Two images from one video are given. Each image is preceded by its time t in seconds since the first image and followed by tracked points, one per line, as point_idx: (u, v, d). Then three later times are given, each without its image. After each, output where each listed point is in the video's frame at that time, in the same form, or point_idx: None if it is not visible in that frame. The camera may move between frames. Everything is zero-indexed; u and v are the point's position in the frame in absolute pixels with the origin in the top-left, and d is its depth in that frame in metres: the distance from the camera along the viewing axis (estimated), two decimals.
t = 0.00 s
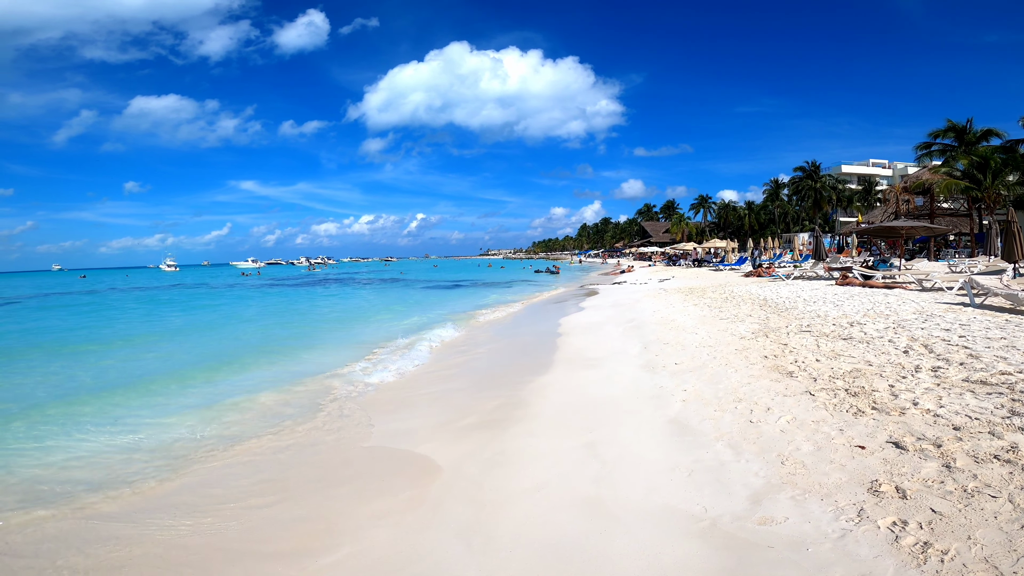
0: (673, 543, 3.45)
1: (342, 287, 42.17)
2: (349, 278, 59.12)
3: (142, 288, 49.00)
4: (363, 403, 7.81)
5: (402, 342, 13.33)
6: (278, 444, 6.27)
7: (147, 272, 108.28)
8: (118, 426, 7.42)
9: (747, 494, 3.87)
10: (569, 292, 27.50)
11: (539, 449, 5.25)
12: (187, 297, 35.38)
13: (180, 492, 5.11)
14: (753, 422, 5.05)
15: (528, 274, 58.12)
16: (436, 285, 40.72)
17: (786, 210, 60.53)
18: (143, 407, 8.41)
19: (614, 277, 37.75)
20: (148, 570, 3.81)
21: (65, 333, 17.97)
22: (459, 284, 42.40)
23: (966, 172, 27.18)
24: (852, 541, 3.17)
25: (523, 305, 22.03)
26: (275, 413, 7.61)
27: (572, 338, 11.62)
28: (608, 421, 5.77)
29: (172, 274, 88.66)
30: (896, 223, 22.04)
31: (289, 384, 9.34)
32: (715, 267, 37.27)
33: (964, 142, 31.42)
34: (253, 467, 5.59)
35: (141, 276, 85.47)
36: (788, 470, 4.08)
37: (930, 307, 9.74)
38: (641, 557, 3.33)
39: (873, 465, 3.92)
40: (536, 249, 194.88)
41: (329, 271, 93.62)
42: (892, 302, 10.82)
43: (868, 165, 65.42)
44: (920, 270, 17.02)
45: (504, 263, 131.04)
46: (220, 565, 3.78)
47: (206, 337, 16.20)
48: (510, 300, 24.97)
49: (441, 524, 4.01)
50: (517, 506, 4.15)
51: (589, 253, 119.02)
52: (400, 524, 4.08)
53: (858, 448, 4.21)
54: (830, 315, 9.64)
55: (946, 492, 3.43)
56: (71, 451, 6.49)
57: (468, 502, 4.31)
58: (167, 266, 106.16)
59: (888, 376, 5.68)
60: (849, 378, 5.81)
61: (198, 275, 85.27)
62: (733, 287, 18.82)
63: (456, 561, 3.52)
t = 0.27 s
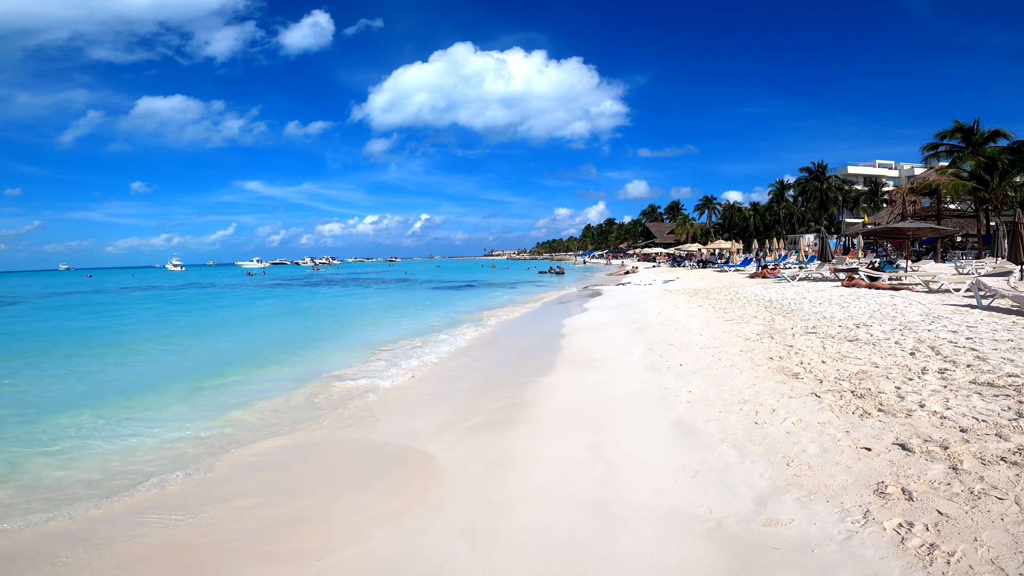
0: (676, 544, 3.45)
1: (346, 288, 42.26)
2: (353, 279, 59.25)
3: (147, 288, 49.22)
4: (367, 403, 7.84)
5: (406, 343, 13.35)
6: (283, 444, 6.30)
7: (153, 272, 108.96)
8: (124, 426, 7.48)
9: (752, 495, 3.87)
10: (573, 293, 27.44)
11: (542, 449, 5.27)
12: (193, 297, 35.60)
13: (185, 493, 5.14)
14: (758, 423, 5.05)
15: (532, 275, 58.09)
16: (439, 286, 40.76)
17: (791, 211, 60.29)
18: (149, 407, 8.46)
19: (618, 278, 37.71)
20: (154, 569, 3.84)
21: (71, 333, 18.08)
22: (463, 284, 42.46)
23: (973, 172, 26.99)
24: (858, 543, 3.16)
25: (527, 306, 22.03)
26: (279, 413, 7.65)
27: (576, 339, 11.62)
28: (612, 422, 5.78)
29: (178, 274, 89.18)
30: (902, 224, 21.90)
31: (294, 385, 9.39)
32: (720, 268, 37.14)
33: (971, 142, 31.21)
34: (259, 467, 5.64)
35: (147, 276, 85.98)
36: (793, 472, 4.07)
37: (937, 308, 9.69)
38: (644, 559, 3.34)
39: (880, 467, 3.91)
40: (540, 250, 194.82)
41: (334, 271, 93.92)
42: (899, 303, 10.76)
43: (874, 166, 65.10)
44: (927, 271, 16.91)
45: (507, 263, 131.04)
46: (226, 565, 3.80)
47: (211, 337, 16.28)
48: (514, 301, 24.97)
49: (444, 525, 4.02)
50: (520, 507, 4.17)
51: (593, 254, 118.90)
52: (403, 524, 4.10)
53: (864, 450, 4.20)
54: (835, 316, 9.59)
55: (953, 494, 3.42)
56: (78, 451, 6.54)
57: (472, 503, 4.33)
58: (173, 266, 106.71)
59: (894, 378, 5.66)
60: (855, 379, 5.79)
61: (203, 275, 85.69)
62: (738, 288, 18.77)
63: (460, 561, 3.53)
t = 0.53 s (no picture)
0: (678, 544, 3.46)
1: (349, 288, 42.35)
2: (355, 280, 59.31)
3: (150, 288, 49.28)
4: (370, 404, 7.85)
5: (409, 344, 13.35)
6: (287, 444, 6.31)
7: (157, 272, 109.22)
8: (128, 426, 7.51)
9: (756, 496, 3.87)
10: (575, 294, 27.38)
11: (544, 450, 5.28)
12: (196, 297, 35.65)
13: (189, 493, 5.16)
14: (762, 424, 5.04)
15: (534, 276, 58.02)
16: (442, 287, 40.73)
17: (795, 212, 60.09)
18: (153, 407, 8.49)
19: (621, 279, 37.62)
20: (159, 570, 3.85)
21: (75, 333, 18.12)
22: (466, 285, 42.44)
23: (978, 173, 26.86)
24: (862, 544, 3.16)
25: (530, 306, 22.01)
26: (282, 414, 7.67)
27: (579, 339, 11.61)
28: (615, 423, 5.78)
29: (181, 274, 89.40)
30: (906, 225, 21.81)
31: (296, 385, 9.40)
32: (723, 269, 37.03)
33: (976, 143, 31.07)
34: (263, 468, 5.64)
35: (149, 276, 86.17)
36: (797, 473, 4.07)
37: (941, 309, 9.65)
38: (647, 559, 3.34)
39: (884, 468, 3.90)
40: (543, 251, 194.78)
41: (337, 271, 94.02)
42: (903, 304, 10.73)
43: (878, 167, 64.86)
44: (932, 273, 16.83)
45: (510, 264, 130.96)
46: (231, 566, 3.82)
47: (214, 337, 16.31)
48: (517, 302, 24.95)
49: (447, 525, 4.04)
50: (523, 507, 4.18)
51: (596, 254, 118.73)
52: (407, 524, 4.12)
53: (868, 451, 4.19)
54: (839, 317, 9.56)
55: (958, 495, 3.42)
56: (82, 451, 6.57)
57: (475, 503, 4.34)
58: (176, 266, 106.97)
59: (899, 379, 5.65)
60: (859, 381, 5.78)
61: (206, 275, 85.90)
62: (741, 289, 18.73)
63: (463, 561, 3.55)
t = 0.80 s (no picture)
0: (678, 545, 3.46)
1: (350, 287, 42.36)
2: (357, 279, 59.37)
3: (151, 287, 49.27)
4: (369, 403, 7.86)
5: (410, 343, 13.32)
6: (287, 443, 6.32)
7: (158, 271, 109.35)
8: (128, 424, 7.52)
9: (756, 496, 3.87)
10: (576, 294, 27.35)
11: (545, 450, 5.28)
12: (197, 296, 35.68)
13: (189, 492, 5.14)
14: (762, 424, 5.04)
15: (535, 275, 58.00)
16: (443, 286, 40.72)
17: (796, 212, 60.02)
18: (153, 405, 8.50)
19: (622, 279, 37.59)
20: (159, 568, 3.85)
21: (76, 331, 18.12)
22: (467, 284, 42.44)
23: (980, 174, 26.81)
24: (862, 544, 3.16)
25: (531, 306, 22.00)
26: (282, 412, 7.68)
27: (579, 339, 11.62)
28: (616, 423, 5.79)
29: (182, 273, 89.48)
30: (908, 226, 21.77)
31: (296, 384, 9.41)
32: (725, 270, 37.00)
33: (978, 144, 31.01)
34: (262, 468, 5.61)
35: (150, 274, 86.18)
36: (798, 474, 4.06)
37: (943, 310, 9.63)
38: (647, 559, 3.35)
39: (885, 469, 3.90)
40: (544, 251, 194.80)
41: (338, 271, 94.09)
42: (904, 305, 10.71)
43: (880, 168, 64.75)
44: (933, 273, 16.80)
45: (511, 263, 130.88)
46: (230, 565, 3.81)
47: (215, 336, 16.33)
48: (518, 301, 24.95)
49: (448, 525, 4.04)
50: (524, 507, 4.18)
51: (596, 254, 118.69)
52: (408, 524, 4.12)
53: (869, 451, 4.19)
54: (840, 318, 9.55)
55: (958, 495, 3.41)
56: (82, 449, 6.58)
57: (475, 503, 4.34)
58: (177, 265, 107.08)
59: (900, 380, 5.64)
60: (860, 381, 5.77)
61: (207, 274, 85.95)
62: (742, 289, 18.71)
63: (464, 561, 3.55)
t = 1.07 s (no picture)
0: (678, 546, 3.46)
1: (351, 288, 42.37)
2: (357, 279, 59.36)
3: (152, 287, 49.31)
4: (370, 403, 7.86)
5: (410, 344, 13.33)
6: (287, 444, 6.32)
7: (159, 271, 109.41)
8: (128, 425, 7.52)
9: (756, 498, 3.87)
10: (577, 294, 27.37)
11: (545, 450, 5.28)
12: (198, 296, 35.70)
13: (189, 492, 5.14)
14: (762, 426, 5.04)
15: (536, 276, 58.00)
16: (444, 287, 40.72)
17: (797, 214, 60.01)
18: (154, 405, 8.50)
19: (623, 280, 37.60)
20: (157, 569, 3.85)
21: (76, 331, 18.14)
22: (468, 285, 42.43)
23: (981, 176, 26.81)
24: (862, 546, 3.16)
25: (531, 307, 22.00)
26: (282, 413, 7.68)
27: (580, 340, 11.62)
28: (616, 424, 5.79)
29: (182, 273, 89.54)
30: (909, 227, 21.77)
31: (296, 384, 9.41)
32: (725, 271, 36.99)
33: (979, 145, 31.02)
34: (261, 468, 5.62)
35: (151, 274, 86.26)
36: (797, 475, 4.07)
37: (944, 312, 9.63)
38: (646, 560, 3.35)
39: (884, 470, 3.90)
40: (545, 251, 194.76)
41: (338, 271, 94.11)
42: (905, 306, 10.71)
43: (880, 169, 64.76)
44: (933, 275, 16.80)
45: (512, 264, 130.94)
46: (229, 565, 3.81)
47: (216, 336, 16.34)
48: (518, 302, 24.95)
49: (447, 525, 4.04)
50: (523, 507, 4.18)
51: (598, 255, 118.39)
52: (408, 524, 4.12)
53: (869, 453, 4.19)
54: (841, 320, 9.54)
55: (958, 497, 3.42)
56: (82, 449, 6.58)
57: (475, 504, 4.34)
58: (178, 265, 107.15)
59: (900, 382, 5.64)
60: (861, 383, 5.77)
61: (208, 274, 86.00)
62: (743, 291, 18.72)
63: (463, 561, 3.56)
